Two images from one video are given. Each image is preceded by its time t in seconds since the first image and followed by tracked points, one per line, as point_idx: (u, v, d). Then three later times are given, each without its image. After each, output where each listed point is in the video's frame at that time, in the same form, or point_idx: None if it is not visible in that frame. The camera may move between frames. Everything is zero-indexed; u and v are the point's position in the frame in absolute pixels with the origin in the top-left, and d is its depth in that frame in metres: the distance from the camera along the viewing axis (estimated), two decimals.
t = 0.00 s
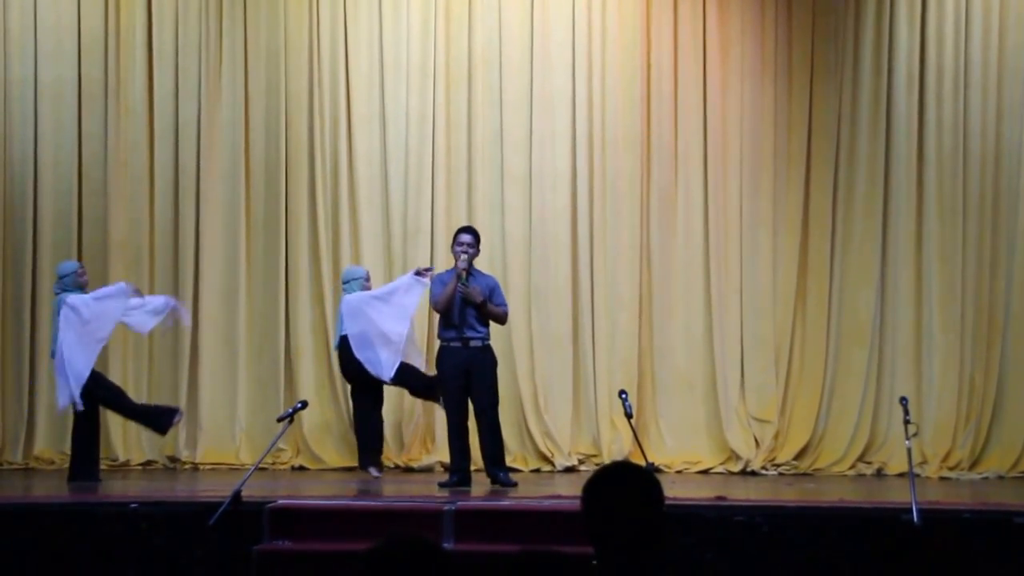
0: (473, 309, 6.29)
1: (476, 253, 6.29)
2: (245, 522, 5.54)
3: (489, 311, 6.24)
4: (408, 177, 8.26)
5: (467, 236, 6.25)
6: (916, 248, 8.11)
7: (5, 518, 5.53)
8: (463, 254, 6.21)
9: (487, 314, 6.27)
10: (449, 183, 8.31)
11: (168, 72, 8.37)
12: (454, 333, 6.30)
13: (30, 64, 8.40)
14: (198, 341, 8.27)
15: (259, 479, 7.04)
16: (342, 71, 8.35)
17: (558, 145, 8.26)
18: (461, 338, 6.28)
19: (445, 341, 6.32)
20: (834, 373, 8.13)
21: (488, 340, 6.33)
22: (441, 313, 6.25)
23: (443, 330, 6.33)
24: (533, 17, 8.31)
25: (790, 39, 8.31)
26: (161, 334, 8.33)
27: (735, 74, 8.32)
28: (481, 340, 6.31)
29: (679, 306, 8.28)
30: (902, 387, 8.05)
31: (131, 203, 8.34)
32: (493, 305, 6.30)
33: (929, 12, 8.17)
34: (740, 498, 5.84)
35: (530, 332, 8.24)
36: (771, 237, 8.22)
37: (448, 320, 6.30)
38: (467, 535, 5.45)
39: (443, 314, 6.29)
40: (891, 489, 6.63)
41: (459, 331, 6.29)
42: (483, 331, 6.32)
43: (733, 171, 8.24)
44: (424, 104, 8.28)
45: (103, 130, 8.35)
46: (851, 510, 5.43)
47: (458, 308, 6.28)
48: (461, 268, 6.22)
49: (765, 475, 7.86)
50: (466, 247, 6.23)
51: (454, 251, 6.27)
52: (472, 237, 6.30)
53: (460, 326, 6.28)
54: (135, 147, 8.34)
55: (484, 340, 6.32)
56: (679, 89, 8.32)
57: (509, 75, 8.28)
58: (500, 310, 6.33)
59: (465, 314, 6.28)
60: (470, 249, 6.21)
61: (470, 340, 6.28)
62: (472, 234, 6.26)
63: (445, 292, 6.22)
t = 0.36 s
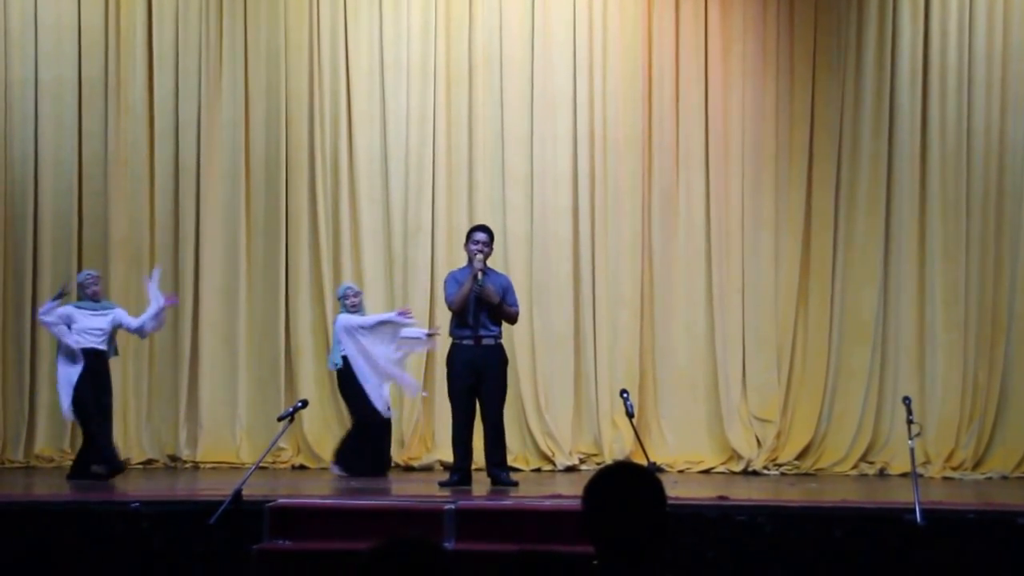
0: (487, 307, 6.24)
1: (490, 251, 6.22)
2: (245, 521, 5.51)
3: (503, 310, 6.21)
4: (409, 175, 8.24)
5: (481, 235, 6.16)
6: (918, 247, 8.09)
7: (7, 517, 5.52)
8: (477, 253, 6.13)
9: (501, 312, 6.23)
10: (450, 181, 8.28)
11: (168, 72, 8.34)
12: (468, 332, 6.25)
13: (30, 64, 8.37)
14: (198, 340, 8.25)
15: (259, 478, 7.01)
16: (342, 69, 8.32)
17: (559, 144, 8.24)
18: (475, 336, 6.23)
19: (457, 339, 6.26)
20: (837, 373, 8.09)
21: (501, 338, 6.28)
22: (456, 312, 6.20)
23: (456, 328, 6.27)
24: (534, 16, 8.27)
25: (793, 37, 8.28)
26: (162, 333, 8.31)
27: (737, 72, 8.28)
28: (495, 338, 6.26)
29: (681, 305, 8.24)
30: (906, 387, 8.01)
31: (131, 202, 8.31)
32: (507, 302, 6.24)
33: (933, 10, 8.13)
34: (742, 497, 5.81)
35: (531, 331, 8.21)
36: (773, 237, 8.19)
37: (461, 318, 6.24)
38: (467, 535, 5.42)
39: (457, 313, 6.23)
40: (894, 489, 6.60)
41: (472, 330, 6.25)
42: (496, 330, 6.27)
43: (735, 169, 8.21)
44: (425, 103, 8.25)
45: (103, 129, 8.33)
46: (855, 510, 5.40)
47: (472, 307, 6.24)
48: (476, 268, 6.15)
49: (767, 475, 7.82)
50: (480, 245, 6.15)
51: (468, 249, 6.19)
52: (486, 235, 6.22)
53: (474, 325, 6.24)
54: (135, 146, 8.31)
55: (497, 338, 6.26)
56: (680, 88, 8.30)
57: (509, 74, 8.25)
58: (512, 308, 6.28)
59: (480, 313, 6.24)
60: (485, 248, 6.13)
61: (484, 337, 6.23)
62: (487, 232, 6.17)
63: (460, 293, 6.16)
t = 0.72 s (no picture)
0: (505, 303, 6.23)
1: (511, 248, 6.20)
2: (252, 518, 5.51)
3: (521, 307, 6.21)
4: (415, 171, 8.23)
5: (504, 232, 6.10)
6: (926, 243, 8.07)
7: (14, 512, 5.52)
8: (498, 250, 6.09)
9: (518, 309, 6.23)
10: (457, 177, 8.27)
11: (175, 68, 8.35)
12: (484, 328, 6.22)
13: (37, 60, 8.38)
14: (205, 335, 8.25)
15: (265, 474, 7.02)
16: (349, 65, 8.32)
17: (566, 140, 8.23)
18: (491, 333, 6.21)
19: (473, 335, 6.23)
20: (844, 370, 8.07)
21: (515, 335, 6.27)
22: (474, 308, 6.17)
23: (472, 323, 6.24)
24: (541, 12, 8.27)
25: (800, 33, 8.26)
26: (169, 328, 8.31)
27: (745, 68, 8.26)
28: (511, 335, 6.25)
29: (688, 301, 8.21)
30: (913, 383, 7.98)
31: (138, 198, 8.32)
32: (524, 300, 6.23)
33: (941, 6, 8.11)
34: (750, 494, 5.79)
35: (538, 328, 8.21)
36: (779, 233, 8.18)
37: (479, 314, 6.21)
38: (474, 531, 5.42)
39: (475, 309, 6.20)
40: (902, 486, 6.58)
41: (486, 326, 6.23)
42: (511, 326, 6.26)
43: (742, 165, 8.19)
44: (432, 99, 8.25)
45: (111, 124, 8.34)
46: (862, 507, 5.39)
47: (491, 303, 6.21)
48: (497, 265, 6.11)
49: (774, 472, 7.81)
50: (502, 243, 6.10)
51: (489, 245, 6.14)
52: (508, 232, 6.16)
53: (491, 321, 6.21)
54: (143, 142, 8.33)
55: (513, 336, 6.25)
56: (688, 83, 8.27)
57: (516, 70, 8.24)
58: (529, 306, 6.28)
59: (497, 309, 6.22)
60: (507, 246, 6.08)
61: (500, 334, 6.21)
62: (509, 229, 6.11)
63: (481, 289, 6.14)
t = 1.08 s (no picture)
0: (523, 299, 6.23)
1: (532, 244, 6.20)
2: (264, 511, 5.52)
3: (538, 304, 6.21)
4: (427, 164, 8.24)
5: (524, 226, 6.14)
6: (939, 237, 8.04)
7: (28, 505, 5.55)
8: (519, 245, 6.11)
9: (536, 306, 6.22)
10: (468, 171, 8.28)
11: (187, 61, 8.37)
12: (501, 322, 6.23)
13: (50, 53, 8.40)
14: (218, 329, 8.28)
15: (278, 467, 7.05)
16: (360, 59, 8.32)
17: (578, 134, 8.22)
18: (508, 327, 6.22)
19: (490, 329, 6.24)
20: (856, 364, 8.05)
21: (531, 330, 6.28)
22: (492, 301, 6.18)
23: (489, 317, 6.26)
24: (553, 5, 8.26)
25: (812, 26, 8.23)
26: (181, 322, 8.35)
27: (756, 61, 8.24)
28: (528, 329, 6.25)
29: (700, 295, 8.20)
30: (926, 378, 7.97)
31: (151, 192, 8.35)
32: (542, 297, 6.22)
33: None
34: (762, 489, 5.79)
35: (549, 322, 8.21)
36: (791, 227, 8.16)
37: (496, 308, 6.23)
38: (486, 524, 5.43)
39: (493, 303, 6.22)
40: (914, 480, 6.57)
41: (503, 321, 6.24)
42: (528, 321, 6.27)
43: (754, 158, 8.17)
44: (443, 92, 8.25)
45: (124, 118, 8.37)
46: (874, 502, 5.39)
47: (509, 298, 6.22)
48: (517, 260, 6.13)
49: (786, 466, 7.81)
50: (522, 237, 6.13)
51: (509, 240, 6.17)
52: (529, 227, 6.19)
53: (508, 316, 6.22)
54: (155, 136, 8.36)
55: (529, 331, 6.25)
56: (699, 76, 8.25)
57: (528, 63, 8.23)
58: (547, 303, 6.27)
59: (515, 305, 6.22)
60: (527, 240, 6.11)
61: (516, 329, 6.22)
62: (528, 224, 6.14)
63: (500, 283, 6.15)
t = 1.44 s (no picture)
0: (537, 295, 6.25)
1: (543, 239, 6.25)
2: (276, 507, 5.54)
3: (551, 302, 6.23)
4: (437, 158, 8.24)
5: (534, 221, 6.17)
6: (950, 232, 8.02)
7: (40, 500, 5.58)
8: (528, 238, 6.15)
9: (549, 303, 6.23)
10: (479, 165, 8.28)
11: (199, 56, 8.38)
12: (513, 317, 6.24)
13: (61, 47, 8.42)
14: (229, 324, 8.30)
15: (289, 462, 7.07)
16: (371, 53, 8.33)
17: (588, 129, 8.21)
18: (520, 322, 6.22)
19: (503, 324, 6.26)
20: (867, 360, 8.04)
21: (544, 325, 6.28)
22: (505, 295, 6.22)
23: (502, 313, 6.28)
24: None
25: (823, 20, 8.20)
26: (192, 317, 8.37)
27: (767, 56, 8.22)
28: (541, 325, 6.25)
29: (711, 290, 8.20)
30: (937, 373, 7.96)
31: (162, 187, 8.38)
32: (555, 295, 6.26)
33: None
34: (772, 485, 5.79)
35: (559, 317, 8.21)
36: (802, 221, 8.14)
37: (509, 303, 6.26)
38: (497, 520, 5.44)
39: (506, 297, 6.25)
40: (925, 476, 6.56)
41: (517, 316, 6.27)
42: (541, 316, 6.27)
43: (764, 153, 8.16)
44: (454, 87, 8.26)
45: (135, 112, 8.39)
46: (885, 498, 5.38)
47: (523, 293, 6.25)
48: (528, 253, 6.18)
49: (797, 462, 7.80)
50: (532, 231, 6.16)
51: (519, 234, 6.20)
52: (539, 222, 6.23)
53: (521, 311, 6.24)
54: (166, 130, 8.38)
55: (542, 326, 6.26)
56: (710, 70, 8.24)
57: (538, 57, 8.22)
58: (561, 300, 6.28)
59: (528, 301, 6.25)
60: (536, 234, 6.14)
61: (528, 324, 6.22)
62: (538, 218, 6.18)
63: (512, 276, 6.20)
